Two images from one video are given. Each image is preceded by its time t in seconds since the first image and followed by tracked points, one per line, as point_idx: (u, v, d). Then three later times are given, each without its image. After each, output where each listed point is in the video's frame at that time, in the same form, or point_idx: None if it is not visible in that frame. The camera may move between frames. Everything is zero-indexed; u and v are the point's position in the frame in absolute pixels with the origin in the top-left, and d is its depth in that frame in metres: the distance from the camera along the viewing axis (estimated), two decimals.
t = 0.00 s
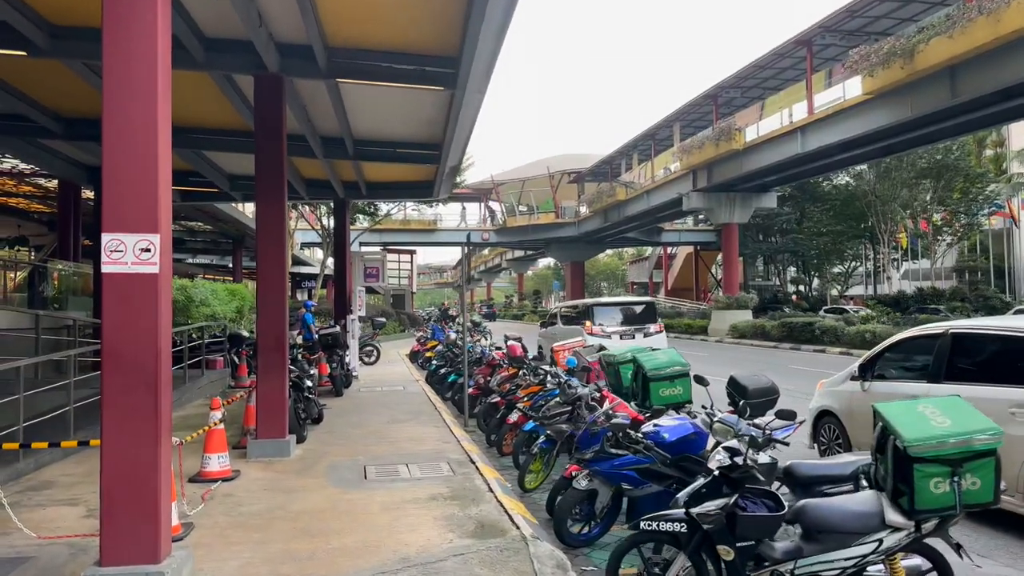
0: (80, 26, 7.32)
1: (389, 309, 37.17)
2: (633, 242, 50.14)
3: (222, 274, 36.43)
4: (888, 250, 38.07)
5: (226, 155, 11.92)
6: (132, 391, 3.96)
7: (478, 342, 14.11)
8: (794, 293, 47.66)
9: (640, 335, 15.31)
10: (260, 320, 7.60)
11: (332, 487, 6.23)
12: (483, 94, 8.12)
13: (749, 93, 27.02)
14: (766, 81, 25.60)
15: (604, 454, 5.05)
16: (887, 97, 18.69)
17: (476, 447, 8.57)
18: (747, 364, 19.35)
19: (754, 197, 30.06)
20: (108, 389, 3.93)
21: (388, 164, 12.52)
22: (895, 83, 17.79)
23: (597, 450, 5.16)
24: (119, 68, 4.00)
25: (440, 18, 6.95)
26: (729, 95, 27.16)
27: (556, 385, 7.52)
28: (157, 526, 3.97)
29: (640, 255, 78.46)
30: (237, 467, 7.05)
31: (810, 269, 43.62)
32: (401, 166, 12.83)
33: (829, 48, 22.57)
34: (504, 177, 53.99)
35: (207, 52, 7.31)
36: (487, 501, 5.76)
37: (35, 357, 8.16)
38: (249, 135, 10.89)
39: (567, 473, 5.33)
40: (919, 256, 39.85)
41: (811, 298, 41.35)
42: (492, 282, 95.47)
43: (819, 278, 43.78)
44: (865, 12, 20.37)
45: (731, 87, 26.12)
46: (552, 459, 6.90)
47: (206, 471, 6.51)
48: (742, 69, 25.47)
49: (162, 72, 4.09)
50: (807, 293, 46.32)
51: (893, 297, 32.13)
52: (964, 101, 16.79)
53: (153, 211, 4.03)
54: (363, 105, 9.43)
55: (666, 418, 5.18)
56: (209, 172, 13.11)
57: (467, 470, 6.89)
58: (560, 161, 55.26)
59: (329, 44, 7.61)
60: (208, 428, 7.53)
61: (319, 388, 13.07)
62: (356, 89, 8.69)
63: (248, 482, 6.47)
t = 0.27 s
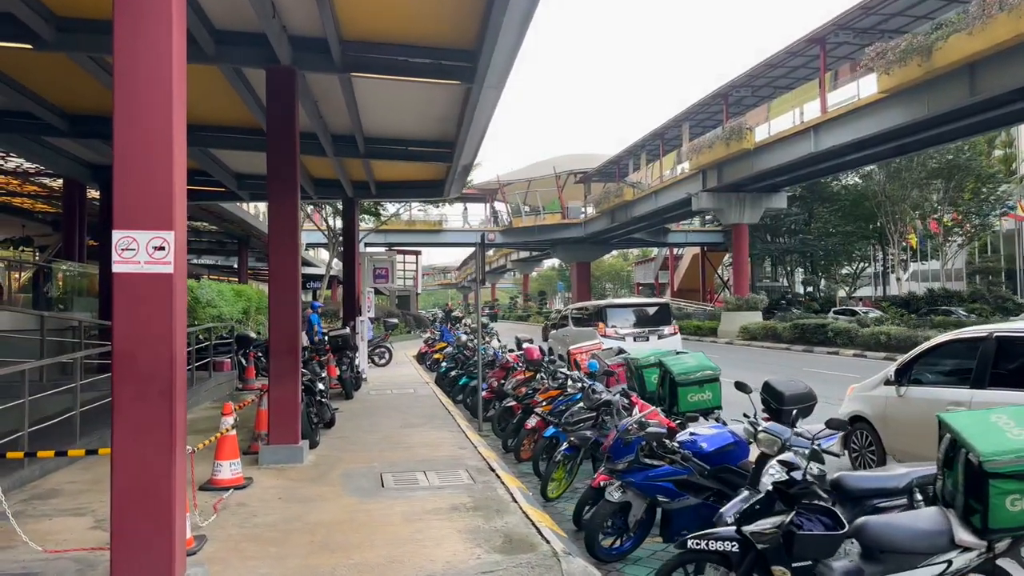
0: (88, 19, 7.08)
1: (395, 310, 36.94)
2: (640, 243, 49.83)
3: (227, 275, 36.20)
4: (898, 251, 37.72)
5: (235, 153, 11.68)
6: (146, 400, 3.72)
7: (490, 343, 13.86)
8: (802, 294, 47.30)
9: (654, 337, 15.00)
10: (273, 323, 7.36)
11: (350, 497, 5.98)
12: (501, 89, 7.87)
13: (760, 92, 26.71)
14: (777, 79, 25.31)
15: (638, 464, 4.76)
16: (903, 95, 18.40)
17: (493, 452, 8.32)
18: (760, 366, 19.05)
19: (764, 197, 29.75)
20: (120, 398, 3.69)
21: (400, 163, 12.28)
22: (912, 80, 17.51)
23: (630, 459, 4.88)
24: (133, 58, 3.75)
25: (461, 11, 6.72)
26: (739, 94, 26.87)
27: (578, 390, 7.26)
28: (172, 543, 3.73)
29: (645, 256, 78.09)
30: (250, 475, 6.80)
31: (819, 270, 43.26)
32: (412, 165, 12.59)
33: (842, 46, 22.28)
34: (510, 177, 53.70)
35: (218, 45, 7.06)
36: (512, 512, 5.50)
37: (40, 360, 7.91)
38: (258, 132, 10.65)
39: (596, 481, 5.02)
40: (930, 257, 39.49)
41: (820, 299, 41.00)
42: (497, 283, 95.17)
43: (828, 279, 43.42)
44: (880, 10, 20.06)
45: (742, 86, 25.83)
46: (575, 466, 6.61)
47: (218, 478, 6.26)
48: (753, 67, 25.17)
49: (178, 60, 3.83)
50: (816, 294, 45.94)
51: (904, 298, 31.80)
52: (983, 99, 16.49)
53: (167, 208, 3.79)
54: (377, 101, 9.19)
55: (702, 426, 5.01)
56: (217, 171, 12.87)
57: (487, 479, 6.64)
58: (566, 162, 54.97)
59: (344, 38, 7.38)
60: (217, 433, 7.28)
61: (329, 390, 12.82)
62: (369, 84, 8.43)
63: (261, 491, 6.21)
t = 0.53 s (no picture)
0: (93, 9, 6.83)
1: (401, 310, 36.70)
2: (645, 242, 49.55)
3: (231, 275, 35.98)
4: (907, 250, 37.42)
5: (242, 150, 11.43)
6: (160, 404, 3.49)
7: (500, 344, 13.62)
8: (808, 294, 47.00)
9: (668, 337, 14.71)
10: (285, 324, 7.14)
11: (368, 505, 5.74)
12: (520, 82, 7.59)
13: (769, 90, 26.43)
14: (787, 76, 25.04)
15: (677, 473, 4.52)
16: (918, 92, 18.12)
17: (510, 456, 8.07)
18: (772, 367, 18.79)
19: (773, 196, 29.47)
20: (131, 404, 3.46)
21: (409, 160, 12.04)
22: (927, 77, 17.24)
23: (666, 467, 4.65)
24: (146, 43, 3.51)
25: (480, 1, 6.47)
26: (749, 92, 26.58)
27: (600, 392, 7.01)
28: (187, 556, 3.49)
29: (649, 256, 77.78)
30: (261, 482, 6.55)
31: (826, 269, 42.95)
32: (421, 162, 12.36)
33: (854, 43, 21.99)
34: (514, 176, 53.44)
35: (229, 36, 6.82)
36: (538, 522, 5.25)
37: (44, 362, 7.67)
38: (266, 128, 10.41)
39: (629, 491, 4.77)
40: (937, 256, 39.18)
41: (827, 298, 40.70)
42: (500, 283, 94.92)
43: (834, 278, 43.13)
44: (894, 5, 19.76)
45: (751, 83, 25.55)
46: (599, 472, 6.36)
47: (229, 486, 6.03)
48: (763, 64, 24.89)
49: (194, 44, 3.58)
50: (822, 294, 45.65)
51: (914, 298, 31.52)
52: (1001, 95, 16.21)
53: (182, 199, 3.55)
54: (390, 95, 8.96)
55: (741, 433, 4.74)
56: (224, 168, 12.63)
57: (508, 485, 6.40)
58: (571, 161, 54.69)
59: (358, 29, 7.13)
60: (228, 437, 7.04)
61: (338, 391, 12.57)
62: (383, 76, 8.19)
63: (274, 499, 5.96)
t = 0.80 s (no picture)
0: None
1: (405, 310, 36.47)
2: (650, 243, 49.28)
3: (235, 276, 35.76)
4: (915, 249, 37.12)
5: (249, 147, 11.21)
6: (173, 410, 3.25)
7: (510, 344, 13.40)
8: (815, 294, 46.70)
9: (680, 338, 14.43)
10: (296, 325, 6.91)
11: (385, 512, 5.50)
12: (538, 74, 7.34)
13: (778, 88, 26.15)
14: (797, 74, 24.78)
15: (716, 481, 4.28)
16: (932, 89, 17.85)
17: (526, 461, 7.82)
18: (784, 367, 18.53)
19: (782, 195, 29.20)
20: (141, 409, 3.22)
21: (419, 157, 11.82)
22: (942, 74, 16.98)
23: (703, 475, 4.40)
24: (157, 22, 3.25)
25: None
26: (757, 90, 26.30)
27: (622, 394, 6.76)
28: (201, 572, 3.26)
29: (653, 256, 77.47)
30: (272, 488, 6.30)
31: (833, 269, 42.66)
32: (431, 159, 12.13)
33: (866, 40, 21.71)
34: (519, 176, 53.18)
35: (239, 27, 6.57)
36: (565, 533, 5.00)
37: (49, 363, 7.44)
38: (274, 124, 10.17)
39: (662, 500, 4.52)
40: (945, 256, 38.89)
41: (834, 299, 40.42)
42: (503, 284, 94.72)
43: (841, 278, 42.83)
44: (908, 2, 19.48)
45: (760, 81, 25.27)
46: (623, 478, 6.11)
47: (239, 492, 5.80)
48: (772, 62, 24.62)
49: (209, 26, 3.33)
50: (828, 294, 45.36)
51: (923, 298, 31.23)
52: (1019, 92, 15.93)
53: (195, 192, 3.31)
54: (402, 89, 8.72)
55: (783, 439, 4.47)
56: (230, 166, 12.42)
57: (529, 492, 6.15)
58: (575, 161, 54.41)
59: (372, 20, 6.89)
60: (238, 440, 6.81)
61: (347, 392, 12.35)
62: (395, 69, 7.95)
63: (287, 506, 5.73)
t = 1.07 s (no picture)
0: None
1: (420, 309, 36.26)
2: (666, 241, 48.85)
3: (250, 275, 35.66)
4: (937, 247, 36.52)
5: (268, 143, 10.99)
6: (206, 421, 3.00)
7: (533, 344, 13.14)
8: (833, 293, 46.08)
9: (707, 338, 14.08)
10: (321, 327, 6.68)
11: (418, 523, 5.24)
12: (570, 65, 7.06)
13: (800, 83, 25.71)
14: (819, 69, 24.35)
15: (778, 496, 3.96)
16: (962, 82, 17.41)
17: (558, 467, 7.54)
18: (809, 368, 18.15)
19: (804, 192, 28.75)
20: (171, 420, 2.97)
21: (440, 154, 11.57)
22: (974, 66, 16.54)
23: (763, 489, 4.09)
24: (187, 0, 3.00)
25: None
26: (779, 85, 25.90)
27: (660, 398, 6.48)
28: None
29: (667, 255, 76.93)
30: (298, 496, 6.05)
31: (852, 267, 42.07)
32: (452, 156, 11.88)
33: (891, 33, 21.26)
34: (533, 174, 52.86)
35: (263, 18, 6.33)
36: (611, 549, 4.71)
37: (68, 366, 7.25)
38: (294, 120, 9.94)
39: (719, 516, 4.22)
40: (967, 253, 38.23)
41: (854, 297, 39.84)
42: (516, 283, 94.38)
43: (861, 277, 42.26)
44: None
45: (782, 76, 24.85)
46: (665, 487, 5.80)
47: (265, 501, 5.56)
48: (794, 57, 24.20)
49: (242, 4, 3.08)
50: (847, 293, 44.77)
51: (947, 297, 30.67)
52: None
53: (228, 185, 3.05)
54: (428, 82, 8.46)
55: (849, 450, 4.14)
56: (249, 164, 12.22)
57: (566, 502, 5.87)
58: (590, 159, 54.04)
59: (400, 10, 6.64)
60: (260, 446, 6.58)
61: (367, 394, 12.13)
62: (422, 62, 7.71)
63: (314, 516, 5.48)
